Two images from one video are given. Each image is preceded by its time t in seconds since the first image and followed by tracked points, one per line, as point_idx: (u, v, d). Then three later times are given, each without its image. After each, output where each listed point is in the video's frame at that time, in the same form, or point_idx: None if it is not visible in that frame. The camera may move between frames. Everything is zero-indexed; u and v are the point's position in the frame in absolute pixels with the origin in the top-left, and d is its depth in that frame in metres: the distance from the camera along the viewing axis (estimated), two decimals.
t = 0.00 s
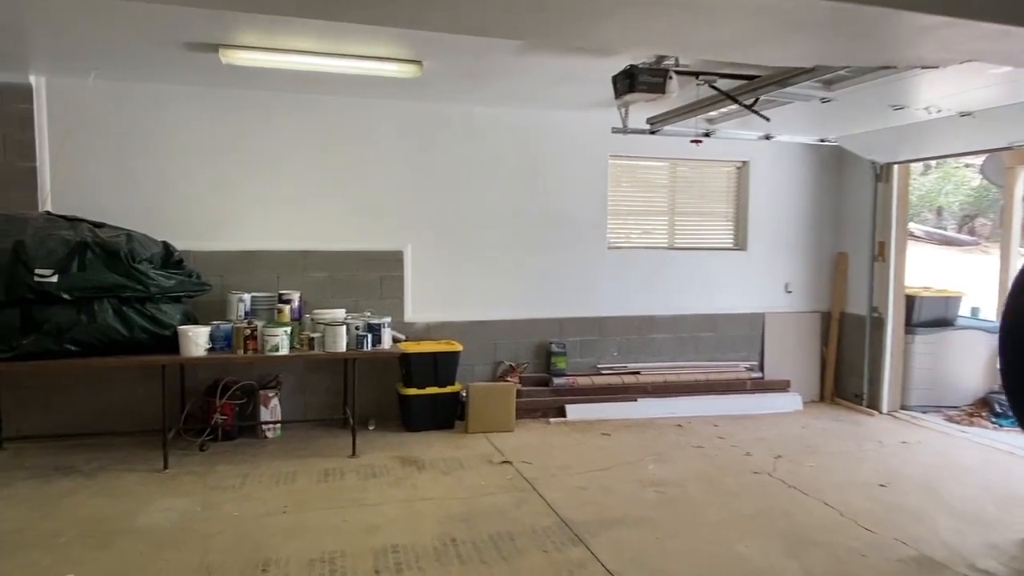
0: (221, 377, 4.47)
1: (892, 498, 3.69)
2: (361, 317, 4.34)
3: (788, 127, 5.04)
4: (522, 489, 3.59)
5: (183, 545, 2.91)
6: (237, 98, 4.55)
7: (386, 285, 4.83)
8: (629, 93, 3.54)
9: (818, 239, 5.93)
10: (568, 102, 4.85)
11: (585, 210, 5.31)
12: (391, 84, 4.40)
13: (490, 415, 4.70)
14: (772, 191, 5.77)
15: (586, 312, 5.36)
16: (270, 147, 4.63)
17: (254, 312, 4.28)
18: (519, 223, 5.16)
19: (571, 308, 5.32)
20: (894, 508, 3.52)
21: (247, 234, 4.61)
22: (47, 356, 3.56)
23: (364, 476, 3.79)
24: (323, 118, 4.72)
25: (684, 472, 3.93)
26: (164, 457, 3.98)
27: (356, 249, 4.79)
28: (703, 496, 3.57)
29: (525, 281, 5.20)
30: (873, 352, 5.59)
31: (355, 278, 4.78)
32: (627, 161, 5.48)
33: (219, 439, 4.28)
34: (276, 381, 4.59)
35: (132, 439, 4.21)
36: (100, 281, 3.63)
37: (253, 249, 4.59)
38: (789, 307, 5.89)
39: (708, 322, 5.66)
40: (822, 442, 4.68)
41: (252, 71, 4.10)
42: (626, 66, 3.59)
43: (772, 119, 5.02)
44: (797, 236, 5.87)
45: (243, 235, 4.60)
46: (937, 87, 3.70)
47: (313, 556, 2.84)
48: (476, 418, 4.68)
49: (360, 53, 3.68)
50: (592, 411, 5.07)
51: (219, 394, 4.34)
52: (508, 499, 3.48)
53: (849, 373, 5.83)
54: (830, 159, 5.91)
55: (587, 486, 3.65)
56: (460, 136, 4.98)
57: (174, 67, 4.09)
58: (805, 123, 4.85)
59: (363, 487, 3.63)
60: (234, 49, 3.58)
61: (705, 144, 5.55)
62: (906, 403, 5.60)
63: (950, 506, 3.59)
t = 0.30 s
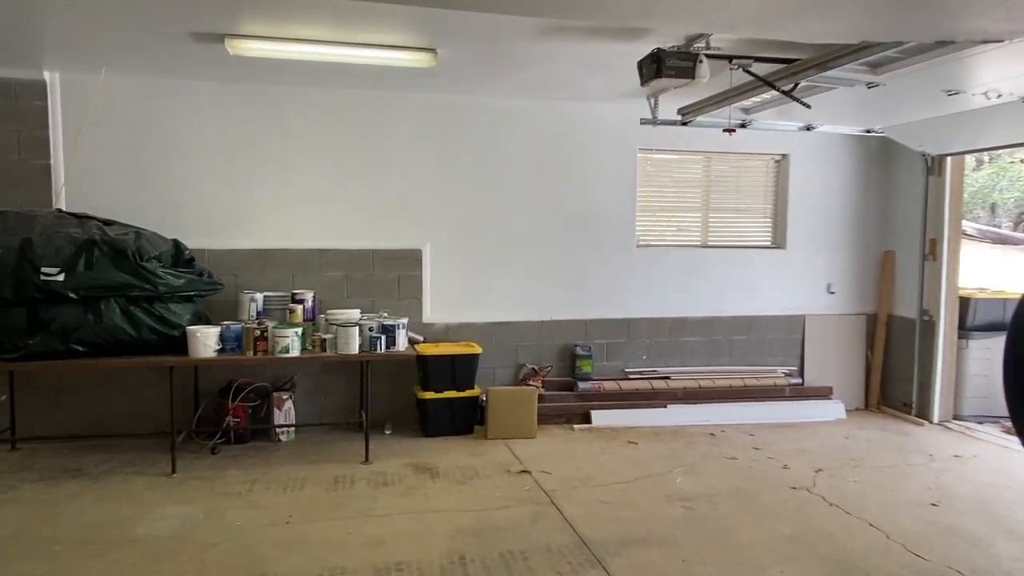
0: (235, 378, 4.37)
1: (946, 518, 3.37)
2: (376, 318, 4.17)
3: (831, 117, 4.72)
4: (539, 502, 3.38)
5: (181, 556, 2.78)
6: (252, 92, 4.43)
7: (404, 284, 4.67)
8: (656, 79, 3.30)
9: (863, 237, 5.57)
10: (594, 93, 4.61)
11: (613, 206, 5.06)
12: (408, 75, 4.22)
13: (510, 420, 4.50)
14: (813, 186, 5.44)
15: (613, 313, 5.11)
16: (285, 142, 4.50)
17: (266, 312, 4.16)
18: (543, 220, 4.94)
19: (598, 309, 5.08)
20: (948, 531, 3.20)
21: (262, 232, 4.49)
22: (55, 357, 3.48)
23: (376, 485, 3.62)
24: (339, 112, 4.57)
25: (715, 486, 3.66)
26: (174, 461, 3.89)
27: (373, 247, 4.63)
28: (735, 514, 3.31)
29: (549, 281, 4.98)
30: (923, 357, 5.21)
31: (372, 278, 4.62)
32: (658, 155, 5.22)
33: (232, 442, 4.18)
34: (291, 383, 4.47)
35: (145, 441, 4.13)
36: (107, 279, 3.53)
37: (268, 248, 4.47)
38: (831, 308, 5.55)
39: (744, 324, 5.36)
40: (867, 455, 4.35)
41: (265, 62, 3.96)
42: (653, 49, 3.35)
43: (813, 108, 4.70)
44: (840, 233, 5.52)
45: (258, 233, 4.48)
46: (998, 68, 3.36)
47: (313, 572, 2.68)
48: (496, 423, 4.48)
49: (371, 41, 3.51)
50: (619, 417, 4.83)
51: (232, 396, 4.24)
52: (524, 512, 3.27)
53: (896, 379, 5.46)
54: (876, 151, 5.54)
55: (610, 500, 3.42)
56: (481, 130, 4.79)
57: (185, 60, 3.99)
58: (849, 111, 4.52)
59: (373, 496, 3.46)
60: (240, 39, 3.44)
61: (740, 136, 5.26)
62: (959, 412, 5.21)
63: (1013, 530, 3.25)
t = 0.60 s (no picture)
0: (240, 381, 4.24)
1: (999, 548, 3.04)
2: (383, 320, 3.99)
3: (872, 105, 4.39)
4: (547, 521, 3.16)
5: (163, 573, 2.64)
6: (259, 87, 4.31)
7: (414, 285, 4.49)
8: (675, 65, 3.05)
9: (906, 236, 5.20)
10: (614, 84, 4.37)
11: (635, 204, 4.81)
12: (417, 67, 4.04)
13: (525, 429, 4.29)
14: (852, 182, 5.09)
15: (635, 316, 4.86)
16: (293, 139, 4.36)
17: (270, 313, 4.02)
18: (561, 218, 4.72)
19: (619, 312, 4.83)
20: (1002, 564, 2.88)
21: (268, 231, 4.36)
22: (50, 360, 3.39)
23: (377, 497, 3.45)
24: (348, 107, 4.41)
25: (740, 506, 3.39)
26: (174, 467, 3.77)
27: (382, 247, 4.47)
28: (761, 538, 3.03)
29: (568, 282, 4.75)
30: (972, 365, 4.83)
31: (382, 279, 4.45)
32: (684, 149, 4.94)
33: (235, 448, 4.05)
34: (298, 387, 4.33)
35: (148, 446, 4.03)
36: (103, 280, 3.42)
37: (275, 247, 4.34)
38: (871, 312, 5.19)
39: (776, 329, 5.05)
40: (910, 472, 4.01)
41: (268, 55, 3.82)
42: (672, 32, 3.10)
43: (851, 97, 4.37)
44: (881, 232, 5.16)
45: (265, 232, 4.35)
46: None
47: None
48: (509, 432, 4.27)
49: (372, 29, 3.33)
50: (641, 427, 4.57)
51: (236, 400, 4.11)
52: (530, 531, 3.06)
53: (942, 389, 5.08)
54: (922, 144, 5.17)
55: (624, 519, 3.18)
56: (496, 124, 4.59)
57: (188, 54, 3.87)
58: (892, 99, 4.18)
59: (373, 509, 3.29)
60: (236, 29, 3.30)
61: (773, 129, 4.95)
62: (1012, 426, 4.82)
63: None
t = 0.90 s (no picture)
0: (245, 384, 4.11)
1: None
2: (389, 322, 3.82)
3: (918, 91, 4.04)
4: (555, 540, 2.93)
5: None
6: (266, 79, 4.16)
7: (425, 286, 4.30)
8: (696, 47, 2.80)
9: (955, 234, 4.82)
10: (636, 72, 4.11)
11: (659, 201, 4.54)
12: (426, 57, 3.85)
13: (539, 438, 4.07)
14: (895, 177, 4.74)
15: (659, 320, 4.59)
16: (300, 134, 4.21)
17: (273, 315, 3.86)
18: (579, 216, 4.48)
19: (642, 314, 4.58)
20: None
21: (275, 230, 4.22)
22: (45, 362, 3.29)
23: (378, 510, 3.27)
24: (357, 100, 4.24)
25: (767, 528, 3.12)
26: (174, 473, 3.65)
27: (392, 246, 4.29)
28: (789, 566, 2.76)
29: (587, 282, 4.51)
30: None
31: (392, 279, 4.27)
32: (713, 142, 4.65)
33: (239, 454, 3.93)
34: (304, 391, 4.18)
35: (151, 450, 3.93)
36: (98, 280, 3.31)
37: (281, 246, 4.20)
38: (915, 316, 4.83)
39: (811, 333, 4.72)
40: (958, 491, 3.67)
41: (271, 45, 3.67)
42: (693, 12, 2.85)
43: (895, 83, 4.04)
44: (927, 230, 4.80)
45: (271, 230, 4.21)
46: None
47: None
48: (522, 440, 4.06)
49: (371, 14, 3.14)
50: (663, 437, 4.31)
51: (240, 404, 3.98)
52: (535, 552, 2.84)
53: (994, 399, 4.70)
54: (973, 135, 4.78)
55: (638, 541, 2.93)
56: (512, 117, 4.37)
57: (190, 46, 3.74)
58: (941, 83, 3.84)
59: (371, 523, 3.10)
60: (228, 17, 3.14)
61: (809, 119, 4.63)
62: None
63: None
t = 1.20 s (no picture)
0: (251, 387, 3.98)
1: None
2: (397, 323, 3.64)
3: (973, 73, 3.69)
4: (564, 561, 2.71)
5: None
6: (274, 71, 4.03)
7: (438, 285, 4.12)
8: (720, 24, 2.54)
9: (1013, 230, 4.43)
10: (660, 57, 3.85)
11: (687, 196, 4.27)
12: (437, 44, 3.65)
13: (555, 447, 3.84)
14: (946, 167, 4.37)
15: (685, 321, 4.33)
16: (309, 127, 4.07)
17: (278, 314, 3.72)
18: (601, 211, 4.24)
19: (667, 316, 4.31)
20: None
21: (283, 227, 4.08)
22: (41, 363, 3.19)
23: (380, 522, 3.09)
24: (367, 91, 4.08)
25: (800, 553, 2.84)
26: (176, 478, 3.54)
27: (403, 243, 4.11)
28: None
29: (609, 282, 4.27)
30: None
31: (403, 278, 4.10)
32: (745, 132, 4.36)
33: (244, 459, 3.81)
34: (312, 394, 4.04)
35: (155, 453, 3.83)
36: (96, 278, 3.21)
37: (289, 244, 4.05)
38: (968, 319, 4.46)
39: (852, 337, 4.39)
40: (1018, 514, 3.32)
41: (274, 33, 3.52)
42: None
43: (946, 63, 3.69)
44: (982, 225, 4.42)
45: (280, 227, 4.08)
46: None
47: None
48: (537, 449, 3.84)
49: None
50: (689, 447, 4.05)
51: (245, 407, 3.85)
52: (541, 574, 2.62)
53: None
54: None
55: (656, 565, 2.69)
56: (530, 107, 4.15)
57: (193, 37, 3.62)
58: (1000, 59, 3.49)
59: (370, 537, 2.92)
60: (222, 3, 2.99)
61: (850, 106, 4.30)
62: None
63: None
